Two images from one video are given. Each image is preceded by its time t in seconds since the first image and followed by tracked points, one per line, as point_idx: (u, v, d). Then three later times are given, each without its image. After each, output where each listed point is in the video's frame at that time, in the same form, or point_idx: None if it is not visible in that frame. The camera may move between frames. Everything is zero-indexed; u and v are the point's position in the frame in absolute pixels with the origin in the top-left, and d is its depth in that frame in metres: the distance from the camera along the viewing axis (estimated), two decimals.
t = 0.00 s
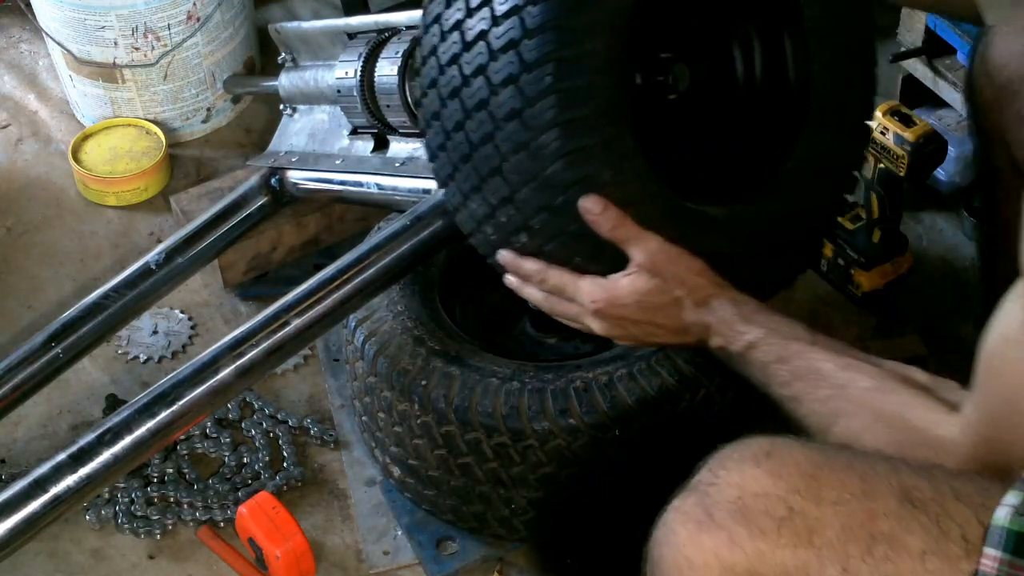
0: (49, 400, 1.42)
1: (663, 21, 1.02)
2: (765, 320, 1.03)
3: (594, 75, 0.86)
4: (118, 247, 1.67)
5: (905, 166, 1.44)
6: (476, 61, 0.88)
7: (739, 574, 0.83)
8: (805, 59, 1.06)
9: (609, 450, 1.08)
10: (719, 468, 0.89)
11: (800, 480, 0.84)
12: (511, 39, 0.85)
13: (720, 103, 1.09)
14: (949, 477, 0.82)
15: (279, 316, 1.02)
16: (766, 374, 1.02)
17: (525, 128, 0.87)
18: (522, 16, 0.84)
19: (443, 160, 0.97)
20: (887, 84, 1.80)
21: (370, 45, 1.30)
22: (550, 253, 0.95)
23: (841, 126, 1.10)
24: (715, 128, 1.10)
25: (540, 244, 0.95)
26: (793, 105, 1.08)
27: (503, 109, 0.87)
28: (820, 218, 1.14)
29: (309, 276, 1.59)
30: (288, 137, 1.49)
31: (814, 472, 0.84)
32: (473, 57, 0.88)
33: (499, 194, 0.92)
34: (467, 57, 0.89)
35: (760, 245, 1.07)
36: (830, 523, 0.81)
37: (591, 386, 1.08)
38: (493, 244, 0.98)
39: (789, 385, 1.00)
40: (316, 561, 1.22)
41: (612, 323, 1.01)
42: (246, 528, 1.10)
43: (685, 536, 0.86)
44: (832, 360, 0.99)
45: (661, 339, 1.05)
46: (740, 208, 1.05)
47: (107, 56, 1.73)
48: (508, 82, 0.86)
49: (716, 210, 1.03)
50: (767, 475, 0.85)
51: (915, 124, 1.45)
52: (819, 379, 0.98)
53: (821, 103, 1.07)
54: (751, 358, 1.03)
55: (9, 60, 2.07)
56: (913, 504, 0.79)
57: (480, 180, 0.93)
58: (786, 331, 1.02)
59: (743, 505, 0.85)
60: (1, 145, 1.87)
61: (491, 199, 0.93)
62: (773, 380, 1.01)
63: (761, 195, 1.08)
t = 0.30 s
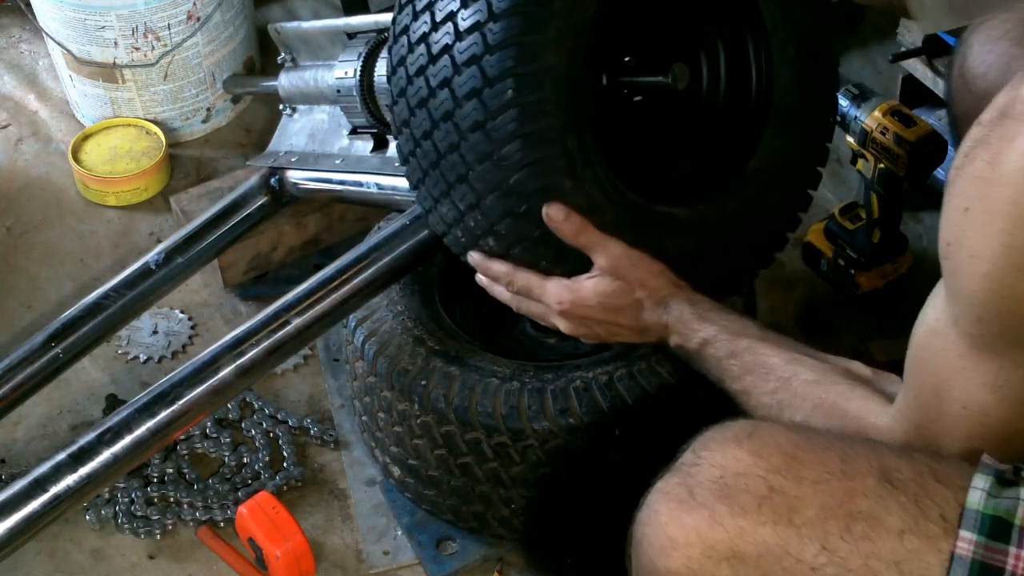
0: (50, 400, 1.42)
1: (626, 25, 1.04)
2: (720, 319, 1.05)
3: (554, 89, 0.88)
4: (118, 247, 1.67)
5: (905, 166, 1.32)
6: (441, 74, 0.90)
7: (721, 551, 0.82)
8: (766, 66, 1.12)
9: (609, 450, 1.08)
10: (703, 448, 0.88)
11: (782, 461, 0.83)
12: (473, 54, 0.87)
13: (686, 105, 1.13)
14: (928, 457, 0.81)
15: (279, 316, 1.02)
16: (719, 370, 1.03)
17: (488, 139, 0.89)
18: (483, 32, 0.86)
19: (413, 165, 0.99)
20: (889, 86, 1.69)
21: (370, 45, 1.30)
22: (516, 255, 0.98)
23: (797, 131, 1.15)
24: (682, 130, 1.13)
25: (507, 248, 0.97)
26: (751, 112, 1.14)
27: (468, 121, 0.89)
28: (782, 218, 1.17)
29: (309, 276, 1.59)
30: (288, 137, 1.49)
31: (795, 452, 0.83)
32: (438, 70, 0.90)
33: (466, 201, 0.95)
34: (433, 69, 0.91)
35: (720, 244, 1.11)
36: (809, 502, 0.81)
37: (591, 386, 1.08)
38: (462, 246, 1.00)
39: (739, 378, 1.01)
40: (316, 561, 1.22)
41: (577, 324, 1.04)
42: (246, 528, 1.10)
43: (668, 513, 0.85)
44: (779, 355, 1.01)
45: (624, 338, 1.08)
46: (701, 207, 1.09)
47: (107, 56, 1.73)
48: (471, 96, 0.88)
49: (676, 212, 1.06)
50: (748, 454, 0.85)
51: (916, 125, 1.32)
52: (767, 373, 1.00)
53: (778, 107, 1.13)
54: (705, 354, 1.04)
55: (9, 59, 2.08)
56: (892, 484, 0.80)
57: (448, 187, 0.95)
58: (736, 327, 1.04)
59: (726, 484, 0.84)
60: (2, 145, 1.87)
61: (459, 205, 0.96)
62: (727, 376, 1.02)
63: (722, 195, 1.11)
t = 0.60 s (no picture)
0: (49, 400, 1.42)
1: (621, 28, 1.03)
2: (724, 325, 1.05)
3: (542, 104, 0.88)
4: (118, 247, 1.67)
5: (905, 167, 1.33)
6: (430, 88, 0.90)
7: (716, 537, 0.82)
8: (762, 65, 1.12)
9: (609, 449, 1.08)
10: (699, 435, 0.88)
11: (775, 447, 0.83)
12: (461, 70, 0.87)
13: (682, 108, 1.13)
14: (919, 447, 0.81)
15: (279, 316, 1.02)
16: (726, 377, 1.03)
17: (475, 154, 0.89)
18: (470, 48, 0.86)
19: (407, 176, 0.99)
20: (890, 86, 1.68)
21: (370, 45, 1.29)
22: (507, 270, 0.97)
23: (789, 139, 1.15)
24: (678, 133, 1.14)
25: (517, 276, 0.97)
26: (744, 115, 1.14)
27: (457, 136, 0.89)
28: (779, 216, 1.18)
29: (309, 276, 1.59)
30: (288, 138, 1.49)
31: (788, 439, 0.84)
32: (426, 84, 0.90)
33: (457, 215, 0.94)
34: (422, 82, 0.91)
35: (720, 245, 1.12)
36: (802, 488, 0.81)
37: (591, 386, 1.09)
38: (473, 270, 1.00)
39: (745, 385, 1.02)
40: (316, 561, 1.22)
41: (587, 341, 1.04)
42: (246, 528, 1.10)
43: (662, 500, 0.85)
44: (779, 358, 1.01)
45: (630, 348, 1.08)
46: (701, 207, 1.10)
47: (107, 56, 1.73)
48: (459, 111, 0.88)
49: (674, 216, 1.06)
50: (743, 441, 0.85)
51: (916, 125, 1.32)
52: (770, 377, 1.00)
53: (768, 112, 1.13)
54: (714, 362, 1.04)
55: (9, 59, 2.08)
56: (885, 472, 0.80)
57: (439, 198, 0.95)
58: (741, 334, 1.05)
59: (720, 470, 0.84)
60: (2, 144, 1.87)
61: (450, 216, 0.95)
62: (733, 383, 1.03)
63: (722, 195, 1.12)
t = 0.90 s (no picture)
0: (49, 400, 1.42)
1: (624, 25, 1.04)
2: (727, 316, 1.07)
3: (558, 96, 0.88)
4: (118, 247, 1.67)
5: (905, 167, 1.33)
6: (445, 82, 0.90)
7: (717, 525, 0.82)
8: (763, 63, 1.12)
9: (609, 448, 1.08)
10: (703, 427, 0.88)
11: (779, 438, 0.83)
12: (478, 63, 0.87)
13: (683, 107, 1.13)
14: (922, 440, 0.82)
15: (280, 316, 1.02)
16: (725, 367, 1.05)
17: (493, 148, 0.89)
18: (488, 41, 0.86)
19: (415, 170, 0.99)
20: (889, 86, 1.67)
21: (370, 45, 1.29)
22: (521, 261, 0.97)
23: (793, 132, 1.16)
24: (679, 132, 1.14)
25: (513, 253, 0.97)
26: (747, 109, 1.14)
27: (473, 129, 0.89)
28: (778, 213, 1.18)
29: (309, 276, 1.59)
30: (288, 137, 1.49)
31: (793, 430, 0.83)
32: (441, 79, 0.90)
33: (470, 208, 0.94)
34: (436, 77, 0.90)
35: (719, 243, 1.11)
36: (805, 479, 0.81)
37: (591, 386, 1.09)
38: (467, 252, 1.00)
39: (745, 377, 1.03)
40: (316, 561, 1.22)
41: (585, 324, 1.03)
42: (246, 528, 1.10)
43: (664, 489, 0.85)
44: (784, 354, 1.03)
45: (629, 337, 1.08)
46: (702, 205, 1.09)
47: (107, 56, 1.73)
48: (477, 91, 0.88)
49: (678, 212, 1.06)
50: (746, 432, 0.84)
51: (916, 125, 1.32)
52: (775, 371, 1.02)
53: (773, 103, 1.13)
54: (711, 353, 1.06)
55: (9, 60, 2.08)
56: (889, 464, 0.79)
57: (452, 194, 0.95)
58: (743, 327, 1.07)
59: (722, 460, 0.84)
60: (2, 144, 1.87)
61: (463, 211, 0.95)
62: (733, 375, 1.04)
63: (722, 192, 1.12)
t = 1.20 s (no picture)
0: (49, 400, 1.42)
1: (624, 31, 1.04)
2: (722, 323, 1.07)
3: (548, 103, 0.89)
4: (118, 247, 1.67)
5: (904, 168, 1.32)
6: (436, 86, 0.90)
7: (711, 540, 0.82)
8: (763, 67, 1.12)
9: (610, 447, 1.08)
10: (694, 437, 0.89)
11: (770, 449, 0.84)
12: (469, 69, 0.87)
13: (683, 111, 1.15)
14: (913, 446, 0.81)
15: (280, 316, 1.02)
16: (706, 385, 1.02)
17: (483, 154, 0.90)
18: (479, 47, 0.86)
19: (409, 172, 0.99)
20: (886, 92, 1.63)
21: (370, 45, 1.29)
22: (509, 266, 0.98)
23: (789, 137, 1.17)
24: (674, 135, 1.15)
25: (501, 258, 0.97)
26: (745, 113, 1.15)
27: (464, 133, 0.89)
28: (770, 220, 1.18)
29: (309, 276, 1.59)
30: (288, 137, 1.49)
31: (785, 440, 0.84)
32: (433, 82, 0.90)
33: (461, 212, 0.95)
34: (429, 81, 0.90)
35: (713, 248, 1.12)
36: (798, 490, 0.81)
37: (591, 386, 1.09)
38: (459, 252, 1.00)
39: (724, 396, 1.01)
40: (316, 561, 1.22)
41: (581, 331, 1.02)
42: (246, 528, 1.10)
43: (657, 503, 0.85)
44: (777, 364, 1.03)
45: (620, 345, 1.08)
46: (695, 212, 1.10)
47: (107, 56, 1.72)
48: (468, 96, 0.88)
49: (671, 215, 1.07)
50: (737, 442, 0.85)
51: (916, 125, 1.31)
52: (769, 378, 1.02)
53: (770, 108, 1.14)
54: (694, 373, 1.03)
55: (9, 60, 2.07)
56: (882, 473, 0.79)
57: (443, 196, 0.95)
58: (723, 345, 1.05)
59: (715, 472, 0.85)
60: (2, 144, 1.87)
61: (454, 214, 0.95)
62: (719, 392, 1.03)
63: (716, 200, 1.13)
